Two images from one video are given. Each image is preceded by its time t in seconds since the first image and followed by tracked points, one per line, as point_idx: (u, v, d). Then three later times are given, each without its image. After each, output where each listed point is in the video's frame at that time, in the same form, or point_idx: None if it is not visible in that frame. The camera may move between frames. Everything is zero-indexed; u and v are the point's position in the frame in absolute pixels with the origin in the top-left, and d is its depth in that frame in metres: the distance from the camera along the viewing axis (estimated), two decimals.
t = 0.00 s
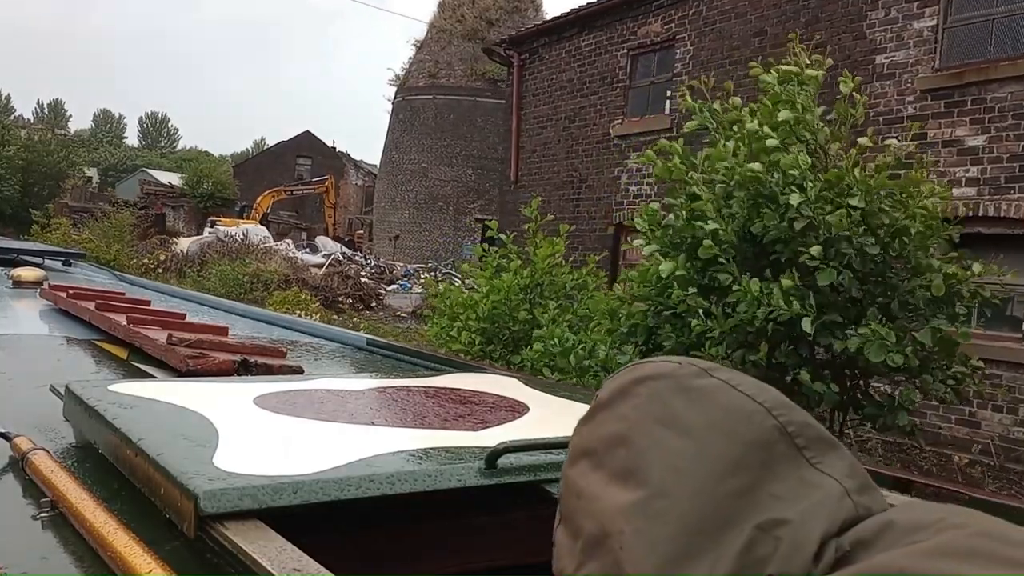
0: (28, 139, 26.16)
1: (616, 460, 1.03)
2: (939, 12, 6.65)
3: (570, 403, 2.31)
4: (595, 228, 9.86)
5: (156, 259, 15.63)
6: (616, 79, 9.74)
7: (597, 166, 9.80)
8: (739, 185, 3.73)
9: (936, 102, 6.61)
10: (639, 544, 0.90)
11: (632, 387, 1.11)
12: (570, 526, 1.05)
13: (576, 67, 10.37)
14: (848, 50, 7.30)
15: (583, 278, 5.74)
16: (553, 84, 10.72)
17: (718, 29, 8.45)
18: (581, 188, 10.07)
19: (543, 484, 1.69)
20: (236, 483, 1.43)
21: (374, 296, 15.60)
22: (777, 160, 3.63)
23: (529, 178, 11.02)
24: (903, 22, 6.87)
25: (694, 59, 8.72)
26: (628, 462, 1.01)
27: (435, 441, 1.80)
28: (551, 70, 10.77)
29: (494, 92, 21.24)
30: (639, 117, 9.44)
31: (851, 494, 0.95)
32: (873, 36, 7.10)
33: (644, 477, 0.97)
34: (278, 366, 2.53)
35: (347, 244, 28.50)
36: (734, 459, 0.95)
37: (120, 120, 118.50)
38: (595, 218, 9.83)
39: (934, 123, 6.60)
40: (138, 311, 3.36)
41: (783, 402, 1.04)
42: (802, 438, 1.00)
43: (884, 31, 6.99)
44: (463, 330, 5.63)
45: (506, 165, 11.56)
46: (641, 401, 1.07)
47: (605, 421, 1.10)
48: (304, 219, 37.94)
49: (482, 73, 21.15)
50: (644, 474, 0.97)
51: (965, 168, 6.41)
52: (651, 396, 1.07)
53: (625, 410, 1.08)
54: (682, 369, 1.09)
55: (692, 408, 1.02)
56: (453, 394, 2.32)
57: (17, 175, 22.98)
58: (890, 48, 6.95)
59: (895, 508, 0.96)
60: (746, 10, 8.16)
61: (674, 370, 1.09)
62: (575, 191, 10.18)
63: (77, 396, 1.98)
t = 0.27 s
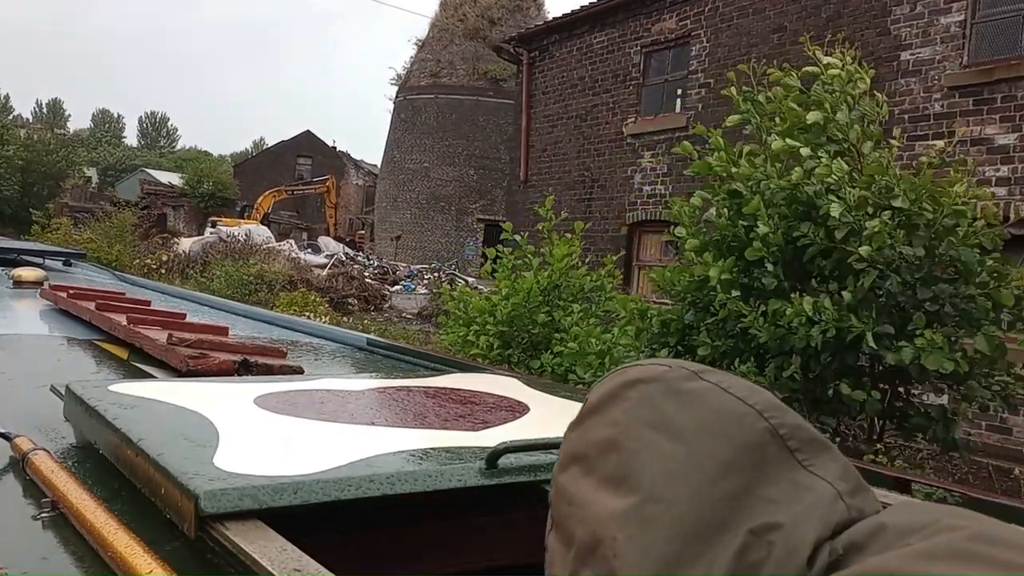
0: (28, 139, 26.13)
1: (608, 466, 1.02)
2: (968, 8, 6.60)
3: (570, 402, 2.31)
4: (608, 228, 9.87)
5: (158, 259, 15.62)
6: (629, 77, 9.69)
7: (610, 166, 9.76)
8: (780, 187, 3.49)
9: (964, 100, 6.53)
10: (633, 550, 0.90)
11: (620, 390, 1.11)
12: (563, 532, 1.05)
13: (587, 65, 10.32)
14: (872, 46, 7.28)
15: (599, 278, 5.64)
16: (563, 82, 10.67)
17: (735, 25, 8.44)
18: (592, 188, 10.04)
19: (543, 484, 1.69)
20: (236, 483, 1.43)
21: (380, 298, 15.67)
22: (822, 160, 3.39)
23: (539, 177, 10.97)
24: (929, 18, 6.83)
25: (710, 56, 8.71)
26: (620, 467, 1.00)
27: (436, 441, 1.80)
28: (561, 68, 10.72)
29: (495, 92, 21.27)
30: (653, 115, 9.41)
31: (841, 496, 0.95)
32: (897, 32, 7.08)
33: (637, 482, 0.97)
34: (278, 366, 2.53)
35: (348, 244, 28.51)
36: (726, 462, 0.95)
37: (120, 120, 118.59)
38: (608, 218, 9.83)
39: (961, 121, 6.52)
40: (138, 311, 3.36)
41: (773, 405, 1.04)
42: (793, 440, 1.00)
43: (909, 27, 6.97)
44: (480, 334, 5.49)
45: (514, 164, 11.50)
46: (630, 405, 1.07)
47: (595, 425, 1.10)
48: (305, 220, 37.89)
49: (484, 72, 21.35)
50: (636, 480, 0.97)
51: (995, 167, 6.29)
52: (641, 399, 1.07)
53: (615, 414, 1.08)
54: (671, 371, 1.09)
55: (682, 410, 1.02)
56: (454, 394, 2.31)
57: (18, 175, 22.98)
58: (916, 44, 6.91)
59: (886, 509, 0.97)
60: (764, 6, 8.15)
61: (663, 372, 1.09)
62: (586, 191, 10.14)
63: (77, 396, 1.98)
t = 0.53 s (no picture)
0: (28, 138, 26.10)
1: (605, 469, 1.02)
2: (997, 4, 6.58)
3: (569, 403, 2.31)
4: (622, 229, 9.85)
5: (160, 260, 15.64)
6: (642, 74, 9.64)
7: (623, 167, 9.72)
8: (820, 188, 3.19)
9: (993, 97, 6.49)
10: (631, 553, 0.90)
11: (616, 392, 1.11)
12: (560, 535, 1.05)
13: (598, 63, 10.28)
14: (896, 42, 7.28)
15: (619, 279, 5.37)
16: (575, 80, 10.65)
17: (752, 22, 8.42)
18: (604, 188, 10.03)
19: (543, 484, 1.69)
20: (236, 482, 1.43)
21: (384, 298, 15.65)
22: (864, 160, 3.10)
23: (549, 177, 10.95)
24: (956, 14, 6.82)
25: (727, 53, 8.69)
26: (617, 470, 1.00)
27: (435, 441, 1.80)
28: (572, 66, 10.70)
29: (497, 91, 21.28)
30: (668, 113, 9.38)
31: (840, 498, 0.95)
32: (923, 28, 7.07)
33: (634, 485, 0.97)
34: (278, 366, 2.53)
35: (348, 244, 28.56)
36: (723, 463, 0.95)
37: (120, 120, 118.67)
38: (620, 218, 9.81)
39: (990, 118, 6.46)
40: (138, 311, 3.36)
41: (769, 405, 1.04)
42: (790, 441, 1.00)
43: (936, 24, 6.95)
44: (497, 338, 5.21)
45: (525, 163, 11.51)
46: (626, 408, 1.07)
47: (592, 429, 1.10)
48: (305, 220, 37.81)
49: (485, 72, 21.47)
50: (633, 483, 0.97)
51: None
52: (637, 402, 1.07)
53: (612, 416, 1.08)
54: (666, 372, 1.09)
55: (677, 411, 1.02)
56: (454, 394, 2.31)
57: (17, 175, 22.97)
58: (943, 41, 6.89)
59: (883, 509, 0.97)
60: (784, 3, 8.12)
61: (659, 374, 1.09)
62: (598, 190, 10.13)
63: (77, 395, 1.98)
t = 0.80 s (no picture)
0: (29, 139, 26.13)
1: (595, 471, 1.02)
2: None
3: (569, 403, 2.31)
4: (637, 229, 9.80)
5: (162, 261, 15.68)
6: (657, 72, 9.60)
7: (636, 167, 9.70)
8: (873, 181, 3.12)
9: None
10: (622, 556, 0.90)
11: (605, 395, 1.10)
12: (548, 537, 1.04)
13: (611, 62, 10.25)
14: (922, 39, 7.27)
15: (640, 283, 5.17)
16: (585, 79, 10.59)
17: (771, 19, 8.40)
18: (617, 188, 9.97)
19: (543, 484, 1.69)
20: (237, 483, 1.43)
21: (389, 300, 15.65)
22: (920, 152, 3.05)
23: (559, 177, 10.93)
24: (984, 11, 6.81)
25: (745, 49, 8.67)
26: (607, 472, 1.00)
27: (435, 441, 1.80)
28: (583, 65, 10.65)
29: (499, 91, 21.32)
30: (683, 113, 9.40)
31: (830, 498, 0.96)
32: (950, 24, 7.04)
33: (625, 487, 0.96)
34: (278, 366, 2.53)
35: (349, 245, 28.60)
36: (713, 465, 0.95)
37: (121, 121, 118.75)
38: (633, 218, 9.81)
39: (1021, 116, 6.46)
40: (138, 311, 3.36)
41: (758, 407, 1.04)
42: (779, 441, 1.00)
43: (964, 20, 6.93)
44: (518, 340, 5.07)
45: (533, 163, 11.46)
46: (615, 410, 1.07)
47: (582, 431, 1.09)
48: (306, 220, 37.76)
49: (488, 72, 21.55)
50: (624, 485, 0.96)
51: None
52: (627, 405, 1.06)
53: (601, 419, 1.08)
54: (655, 375, 1.09)
55: (667, 415, 1.02)
56: (453, 394, 2.31)
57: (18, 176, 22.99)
58: (971, 38, 6.87)
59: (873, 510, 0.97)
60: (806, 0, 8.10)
61: (649, 377, 1.08)
62: (611, 191, 10.08)
63: (77, 396, 1.98)
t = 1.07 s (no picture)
0: (29, 138, 26.14)
1: (595, 454, 1.01)
2: None
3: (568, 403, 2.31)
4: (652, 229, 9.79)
5: (165, 262, 15.71)
6: (671, 71, 9.56)
7: (650, 167, 9.70)
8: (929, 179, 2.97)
9: None
10: (623, 538, 0.89)
11: (605, 378, 1.09)
12: (548, 520, 1.04)
13: (623, 60, 10.20)
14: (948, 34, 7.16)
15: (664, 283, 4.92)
16: (597, 77, 10.56)
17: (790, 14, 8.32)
18: (630, 187, 9.95)
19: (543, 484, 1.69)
20: (237, 483, 1.43)
21: (395, 301, 15.65)
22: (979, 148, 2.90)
23: (569, 177, 10.91)
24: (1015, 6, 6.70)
25: (762, 46, 8.60)
26: (607, 455, 0.99)
27: (435, 441, 1.80)
28: (595, 62, 10.61)
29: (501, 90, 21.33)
30: (696, 112, 9.39)
31: (831, 479, 0.96)
32: (979, 19, 6.94)
33: (625, 469, 0.95)
34: (278, 366, 2.53)
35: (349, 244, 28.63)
36: (714, 448, 0.94)
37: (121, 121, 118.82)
38: (648, 218, 9.78)
39: None
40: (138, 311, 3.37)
41: (759, 388, 1.03)
42: (780, 423, 1.00)
43: (993, 15, 6.83)
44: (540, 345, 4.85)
45: (542, 162, 11.42)
46: (615, 393, 1.06)
47: (580, 415, 1.08)
48: (306, 219, 37.74)
49: (490, 71, 21.61)
50: (624, 467, 0.95)
51: None
52: (627, 387, 1.05)
53: (600, 401, 1.07)
54: (655, 357, 1.08)
55: (668, 396, 1.01)
56: (453, 394, 2.32)
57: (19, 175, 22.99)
58: (1000, 33, 6.77)
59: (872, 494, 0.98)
60: None
61: (648, 359, 1.07)
62: (625, 190, 10.04)
63: (77, 396, 1.98)
